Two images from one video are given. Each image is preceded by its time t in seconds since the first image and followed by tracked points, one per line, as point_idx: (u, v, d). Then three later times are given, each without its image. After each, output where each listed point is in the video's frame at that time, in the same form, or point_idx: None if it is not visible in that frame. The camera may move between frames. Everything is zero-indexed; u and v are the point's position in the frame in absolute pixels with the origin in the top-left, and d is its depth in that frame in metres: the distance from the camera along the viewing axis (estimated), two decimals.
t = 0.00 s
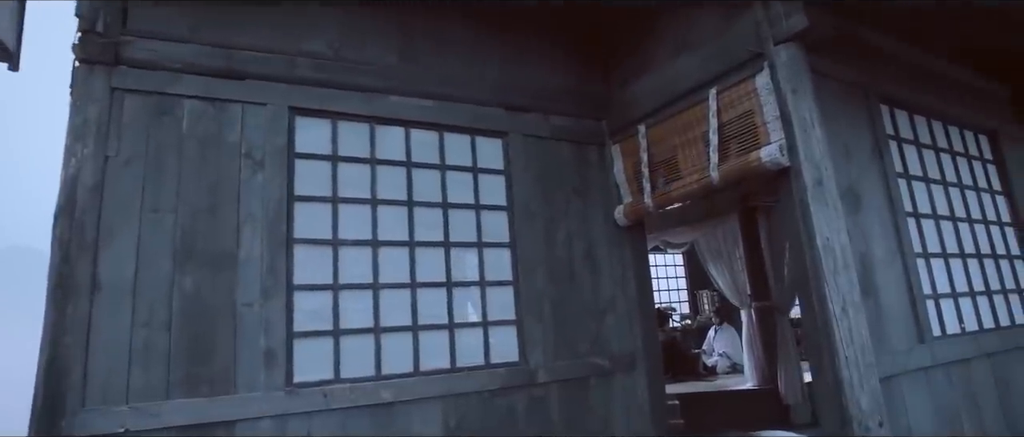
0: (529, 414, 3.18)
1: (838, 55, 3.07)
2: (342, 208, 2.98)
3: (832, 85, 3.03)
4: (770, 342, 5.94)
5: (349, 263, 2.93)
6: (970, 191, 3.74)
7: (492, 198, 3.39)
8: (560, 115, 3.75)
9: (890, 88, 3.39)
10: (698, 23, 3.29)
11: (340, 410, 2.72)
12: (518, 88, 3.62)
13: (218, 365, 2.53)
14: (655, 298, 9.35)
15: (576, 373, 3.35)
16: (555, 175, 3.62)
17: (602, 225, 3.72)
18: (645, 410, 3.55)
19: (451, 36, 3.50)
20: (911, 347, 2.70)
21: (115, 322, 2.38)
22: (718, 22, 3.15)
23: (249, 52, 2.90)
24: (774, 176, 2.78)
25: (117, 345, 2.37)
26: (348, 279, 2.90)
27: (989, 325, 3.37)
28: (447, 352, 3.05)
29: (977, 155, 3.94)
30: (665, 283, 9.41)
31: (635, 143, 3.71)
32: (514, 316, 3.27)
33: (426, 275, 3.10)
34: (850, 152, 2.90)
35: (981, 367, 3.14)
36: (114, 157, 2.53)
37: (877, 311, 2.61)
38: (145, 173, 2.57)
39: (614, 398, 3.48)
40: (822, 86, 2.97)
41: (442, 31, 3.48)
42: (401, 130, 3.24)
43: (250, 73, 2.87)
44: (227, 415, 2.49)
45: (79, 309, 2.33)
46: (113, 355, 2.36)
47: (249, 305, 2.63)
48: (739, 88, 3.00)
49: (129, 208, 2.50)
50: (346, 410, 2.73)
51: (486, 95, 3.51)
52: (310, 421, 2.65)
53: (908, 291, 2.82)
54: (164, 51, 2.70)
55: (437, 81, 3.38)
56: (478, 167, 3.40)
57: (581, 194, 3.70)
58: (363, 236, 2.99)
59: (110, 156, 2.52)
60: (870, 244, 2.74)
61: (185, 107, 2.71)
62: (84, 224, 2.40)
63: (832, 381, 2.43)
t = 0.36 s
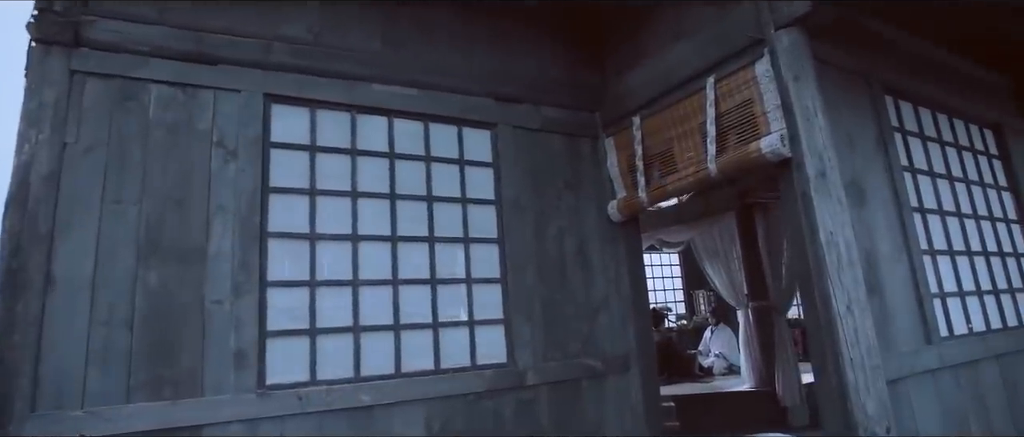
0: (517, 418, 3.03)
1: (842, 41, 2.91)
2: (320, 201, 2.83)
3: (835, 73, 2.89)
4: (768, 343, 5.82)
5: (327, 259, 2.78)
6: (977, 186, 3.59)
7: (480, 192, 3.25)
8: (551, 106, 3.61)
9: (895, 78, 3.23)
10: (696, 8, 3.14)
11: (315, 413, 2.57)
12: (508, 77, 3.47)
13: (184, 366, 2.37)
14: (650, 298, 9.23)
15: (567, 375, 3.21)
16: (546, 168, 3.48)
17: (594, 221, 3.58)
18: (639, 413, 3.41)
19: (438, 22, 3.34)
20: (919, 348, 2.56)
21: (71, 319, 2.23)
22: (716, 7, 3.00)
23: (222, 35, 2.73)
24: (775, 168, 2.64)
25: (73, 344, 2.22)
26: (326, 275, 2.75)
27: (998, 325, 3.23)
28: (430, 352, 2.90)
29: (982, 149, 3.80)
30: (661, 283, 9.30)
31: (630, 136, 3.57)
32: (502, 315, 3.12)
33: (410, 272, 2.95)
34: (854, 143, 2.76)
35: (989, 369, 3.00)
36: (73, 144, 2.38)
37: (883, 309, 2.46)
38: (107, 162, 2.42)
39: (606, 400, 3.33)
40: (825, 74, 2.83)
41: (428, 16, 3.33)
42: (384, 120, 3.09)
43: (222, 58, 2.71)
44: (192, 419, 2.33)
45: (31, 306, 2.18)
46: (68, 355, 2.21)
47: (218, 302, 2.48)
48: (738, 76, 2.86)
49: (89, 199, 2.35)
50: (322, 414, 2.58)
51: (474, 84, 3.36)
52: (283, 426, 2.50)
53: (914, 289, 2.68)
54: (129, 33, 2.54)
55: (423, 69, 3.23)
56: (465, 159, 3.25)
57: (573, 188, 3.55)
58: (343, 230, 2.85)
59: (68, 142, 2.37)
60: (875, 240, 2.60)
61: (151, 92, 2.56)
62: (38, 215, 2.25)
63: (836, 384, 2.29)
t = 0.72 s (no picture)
0: (503, 422, 2.88)
1: (845, 23, 2.73)
2: (294, 192, 2.67)
3: (839, 60, 2.74)
4: (765, 343, 5.69)
5: (301, 253, 2.62)
6: (984, 182, 3.42)
7: (465, 184, 3.09)
8: (541, 96, 3.47)
9: (897, 64, 3.04)
10: None
11: (286, 417, 2.41)
12: (495, 65, 3.31)
13: (142, 367, 2.21)
14: (645, 298, 9.10)
15: (557, 377, 3.05)
16: (536, 160, 3.32)
17: (586, 216, 3.43)
18: (632, 416, 3.26)
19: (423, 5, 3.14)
20: (927, 349, 2.41)
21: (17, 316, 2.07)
22: None
23: (189, 14, 2.55)
24: (776, 157, 2.50)
25: (19, 342, 2.06)
26: (299, 270, 2.59)
27: (1007, 326, 3.08)
28: (411, 352, 2.75)
29: (988, 143, 3.62)
30: (656, 282, 9.16)
31: (623, 127, 3.42)
32: (488, 314, 2.97)
33: (389, 268, 2.79)
34: (858, 133, 2.61)
35: (998, 372, 2.86)
36: (22, 127, 2.21)
37: (890, 309, 2.31)
38: (59, 147, 2.25)
39: (596, 403, 3.18)
40: (829, 60, 2.68)
41: None
42: (364, 108, 2.94)
43: (189, 38, 2.54)
44: (151, 424, 2.17)
45: None
46: (14, 355, 2.05)
47: (182, 298, 2.32)
48: (737, 62, 2.70)
49: (39, 186, 2.19)
50: (293, 418, 2.42)
51: (462, 71, 3.21)
52: (251, 430, 2.34)
53: (921, 288, 2.54)
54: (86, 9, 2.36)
55: (406, 55, 3.06)
56: (449, 149, 3.10)
57: (564, 181, 3.40)
58: (318, 223, 2.69)
59: (17, 126, 2.20)
60: (881, 234, 2.45)
61: (111, 73, 2.40)
62: None
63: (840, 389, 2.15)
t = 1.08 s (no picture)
0: (487, 428, 2.72)
1: (846, 4, 2.56)
2: (264, 182, 2.51)
3: (843, 47, 2.59)
4: (762, 344, 5.55)
5: (270, 248, 2.46)
6: (992, 177, 3.25)
7: (448, 176, 2.93)
8: (529, 86, 3.30)
9: (900, 52, 2.88)
10: None
11: (251, 424, 2.25)
12: (481, 52, 3.12)
13: (93, 370, 2.05)
14: (640, 298, 8.95)
15: (544, 380, 2.90)
16: (524, 152, 3.17)
17: (576, 211, 3.28)
18: (623, 421, 3.10)
19: None
20: (936, 352, 2.26)
21: None
22: None
23: None
24: (776, 147, 2.33)
25: None
26: (268, 267, 2.43)
27: (1016, 327, 2.94)
28: (388, 354, 2.59)
29: (995, 137, 3.45)
30: (651, 282, 9.02)
31: (616, 118, 3.26)
32: (471, 313, 2.81)
33: (366, 265, 2.63)
34: (863, 123, 2.46)
35: (1007, 376, 2.72)
36: None
37: (897, 309, 2.17)
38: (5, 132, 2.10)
39: (586, 408, 3.03)
40: (832, 46, 2.53)
41: None
42: (341, 95, 2.78)
43: (150, 18, 2.37)
44: (102, 430, 2.02)
45: None
46: None
47: (138, 295, 2.16)
48: (734, 48, 2.54)
49: None
50: (259, 424, 2.26)
51: (446, 58, 3.03)
52: None
53: (929, 287, 2.39)
54: None
55: (387, 39, 2.88)
56: (432, 140, 2.94)
57: (553, 174, 3.25)
58: (290, 216, 2.52)
59: None
60: (887, 230, 2.30)
61: (64, 54, 2.23)
62: None
63: (843, 395, 2.00)
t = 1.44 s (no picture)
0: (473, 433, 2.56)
1: None
2: (235, 171, 2.34)
3: (855, 29, 2.42)
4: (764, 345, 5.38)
5: (241, 242, 2.29)
6: (1008, 170, 3.09)
7: (434, 167, 2.77)
8: (522, 73, 3.13)
9: (914, 38, 2.71)
10: None
11: (217, 430, 2.09)
12: (470, 37, 2.94)
13: (41, 372, 1.90)
14: (639, 297, 8.80)
15: (536, 382, 2.74)
16: (514, 143, 3.01)
17: (570, 205, 3.11)
18: (619, 426, 2.94)
19: None
20: (954, 355, 2.10)
21: None
22: None
23: None
24: (783, 134, 2.16)
25: None
26: (238, 262, 2.27)
27: None
28: (368, 355, 2.43)
29: (1011, 129, 3.29)
30: (650, 281, 8.86)
31: (612, 108, 3.10)
32: (458, 312, 2.66)
33: (344, 260, 2.47)
34: (876, 110, 2.30)
35: None
36: None
37: (913, 309, 2.01)
38: None
39: (580, 412, 2.87)
40: (843, 28, 2.36)
41: None
42: (320, 80, 2.61)
43: None
44: None
45: None
46: None
47: (94, 292, 2.00)
48: (737, 30, 2.37)
49: None
50: (226, 431, 2.10)
51: (433, 43, 2.86)
52: None
53: (946, 285, 2.23)
54: None
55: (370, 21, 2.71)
56: (417, 128, 2.78)
57: (547, 166, 3.09)
58: (263, 207, 2.36)
59: None
60: (902, 224, 2.14)
61: (15, 31, 2.07)
62: None
63: (855, 402, 1.84)
